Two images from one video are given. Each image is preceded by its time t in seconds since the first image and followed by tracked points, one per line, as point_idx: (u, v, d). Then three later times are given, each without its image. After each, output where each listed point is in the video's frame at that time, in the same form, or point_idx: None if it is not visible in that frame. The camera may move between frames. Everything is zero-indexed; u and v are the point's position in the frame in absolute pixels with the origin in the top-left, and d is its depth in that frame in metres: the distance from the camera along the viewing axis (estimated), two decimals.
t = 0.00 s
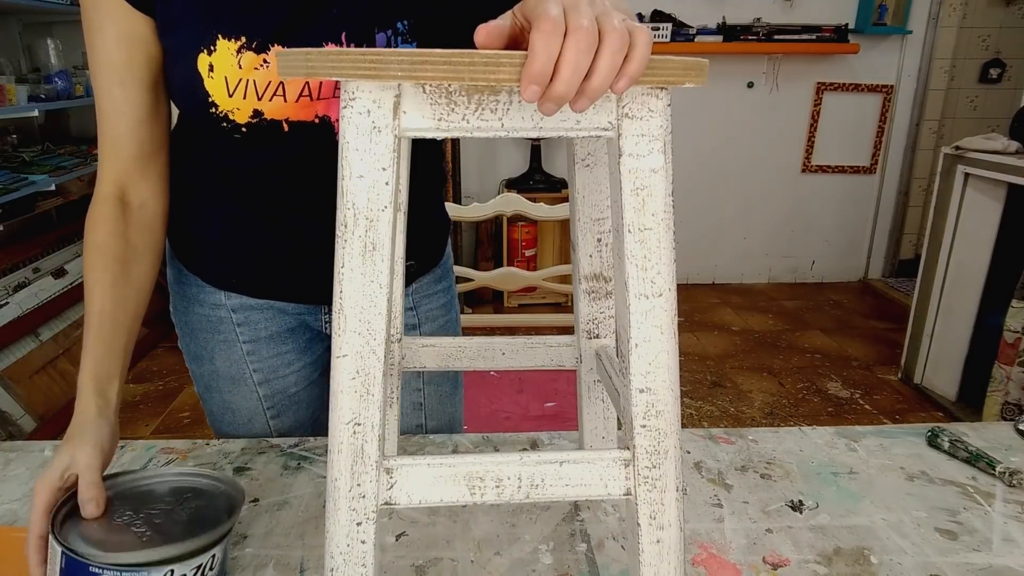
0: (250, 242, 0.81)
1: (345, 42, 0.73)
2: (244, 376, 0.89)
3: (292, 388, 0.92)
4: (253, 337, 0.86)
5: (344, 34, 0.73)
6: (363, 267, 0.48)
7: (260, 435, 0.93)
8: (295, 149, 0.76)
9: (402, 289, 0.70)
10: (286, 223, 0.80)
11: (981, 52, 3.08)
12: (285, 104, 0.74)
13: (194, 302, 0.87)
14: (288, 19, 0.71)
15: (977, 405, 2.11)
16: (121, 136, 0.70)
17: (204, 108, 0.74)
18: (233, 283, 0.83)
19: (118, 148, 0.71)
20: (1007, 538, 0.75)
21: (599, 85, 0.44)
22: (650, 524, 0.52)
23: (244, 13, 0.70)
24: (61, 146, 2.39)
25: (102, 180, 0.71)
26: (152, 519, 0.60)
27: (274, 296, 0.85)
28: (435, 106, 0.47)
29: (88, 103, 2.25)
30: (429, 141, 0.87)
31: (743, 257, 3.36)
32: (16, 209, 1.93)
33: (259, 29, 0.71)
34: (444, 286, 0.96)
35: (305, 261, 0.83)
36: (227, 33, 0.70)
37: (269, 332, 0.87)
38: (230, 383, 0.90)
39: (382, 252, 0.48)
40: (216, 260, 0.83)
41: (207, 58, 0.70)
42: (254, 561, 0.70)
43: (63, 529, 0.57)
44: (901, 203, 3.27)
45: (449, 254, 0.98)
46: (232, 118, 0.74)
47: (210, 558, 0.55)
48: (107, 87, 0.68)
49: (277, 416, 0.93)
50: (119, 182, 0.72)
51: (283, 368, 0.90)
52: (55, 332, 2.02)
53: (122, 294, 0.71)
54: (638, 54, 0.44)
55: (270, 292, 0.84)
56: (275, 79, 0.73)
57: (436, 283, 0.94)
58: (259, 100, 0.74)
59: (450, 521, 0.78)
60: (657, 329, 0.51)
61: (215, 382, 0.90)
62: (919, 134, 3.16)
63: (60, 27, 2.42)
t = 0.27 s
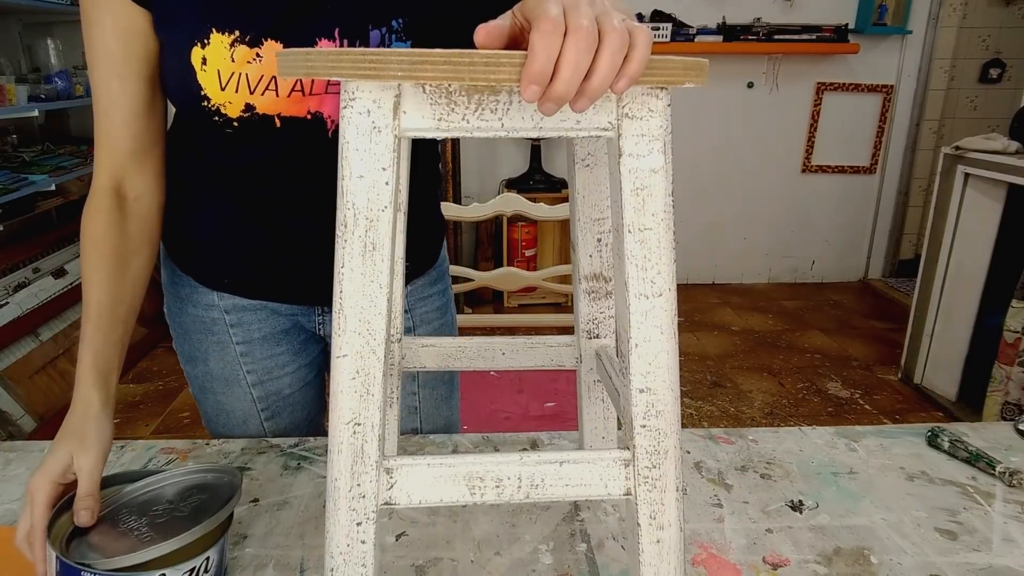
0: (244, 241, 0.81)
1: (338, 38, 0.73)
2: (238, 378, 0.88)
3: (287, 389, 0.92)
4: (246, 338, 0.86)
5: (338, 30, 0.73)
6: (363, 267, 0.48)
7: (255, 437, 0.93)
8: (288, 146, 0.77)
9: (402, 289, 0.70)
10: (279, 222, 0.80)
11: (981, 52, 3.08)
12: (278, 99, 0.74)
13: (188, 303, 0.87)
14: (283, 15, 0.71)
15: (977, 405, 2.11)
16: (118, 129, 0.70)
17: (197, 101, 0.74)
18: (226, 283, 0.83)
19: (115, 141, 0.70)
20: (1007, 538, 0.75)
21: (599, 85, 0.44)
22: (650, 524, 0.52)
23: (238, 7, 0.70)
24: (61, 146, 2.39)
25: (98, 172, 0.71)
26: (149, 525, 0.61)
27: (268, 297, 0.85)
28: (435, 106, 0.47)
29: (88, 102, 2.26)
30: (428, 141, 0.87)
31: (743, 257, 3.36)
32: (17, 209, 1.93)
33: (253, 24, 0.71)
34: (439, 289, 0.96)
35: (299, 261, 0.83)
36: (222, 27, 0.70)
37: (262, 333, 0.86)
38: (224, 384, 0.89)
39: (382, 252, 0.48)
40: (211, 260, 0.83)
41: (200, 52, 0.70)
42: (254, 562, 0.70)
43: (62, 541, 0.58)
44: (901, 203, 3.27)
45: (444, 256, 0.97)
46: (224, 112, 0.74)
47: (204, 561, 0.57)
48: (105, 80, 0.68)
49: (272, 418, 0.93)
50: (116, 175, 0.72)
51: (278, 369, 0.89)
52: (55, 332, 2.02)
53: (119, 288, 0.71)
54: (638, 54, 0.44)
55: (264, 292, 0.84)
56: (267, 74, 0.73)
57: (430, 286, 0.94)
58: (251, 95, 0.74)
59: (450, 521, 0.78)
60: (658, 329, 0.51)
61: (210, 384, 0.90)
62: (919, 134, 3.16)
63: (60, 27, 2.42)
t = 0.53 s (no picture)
0: (240, 241, 0.81)
1: (335, 34, 0.73)
2: (235, 379, 0.88)
3: (284, 391, 0.91)
4: (242, 339, 0.86)
5: (335, 26, 0.73)
6: (364, 266, 0.48)
7: (253, 437, 0.93)
8: (283, 146, 0.77)
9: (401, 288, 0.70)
10: (275, 222, 0.80)
11: (981, 52, 3.08)
12: (275, 96, 0.75)
13: (184, 304, 0.87)
14: (281, 12, 0.72)
15: (977, 405, 2.11)
16: (117, 126, 0.70)
17: (193, 96, 0.74)
18: (222, 284, 0.83)
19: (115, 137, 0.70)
20: (1007, 538, 0.75)
21: (599, 85, 0.44)
22: (650, 524, 0.52)
23: (237, 4, 0.71)
24: (61, 146, 2.39)
25: (98, 170, 0.71)
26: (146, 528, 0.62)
27: (265, 298, 0.85)
28: (435, 107, 0.47)
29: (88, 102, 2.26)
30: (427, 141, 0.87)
31: (743, 257, 3.36)
32: (16, 209, 1.93)
33: (250, 20, 0.71)
34: (436, 290, 0.96)
35: (296, 261, 0.83)
36: (219, 22, 0.70)
37: (259, 334, 0.86)
38: (220, 386, 0.89)
39: (382, 252, 0.48)
40: (207, 260, 0.83)
41: (198, 46, 0.71)
42: (253, 562, 0.70)
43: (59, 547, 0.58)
44: (901, 203, 3.26)
45: (440, 257, 0.98)
46: (220, 107, 0.74)
47: (199, 561, 0.57)
48: (104, 75, 0.68)
49: (269, 419, 0.93)
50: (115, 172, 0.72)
51: (274, 370, 0.89)
52: (55, 332, 2.02)
53: (120, 286, 0.71)
54: (638, 54, 0.44)
55: (260, 293, 0.84)
56: (264, 70, 0.74)
57: (427, 287, 0.94)
58: (248, 90, 0.74)
59: (450, 521, 0.78)
60: (658, 329, 0.51)
61: (206, 385, 0.90)
62: (919, 134, 3.16)
63: (60, 27, 2.42)
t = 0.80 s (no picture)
0: (238, 242, 0.81)
1: (334, 34, 0.74)
2: (233, 380, 0.89)
3: (282, 392, 0.91)
4: (241, 340, 0.86)
5: (333, 26, 0.73)
6: (364, 266, 0.48)
7: (252, 438, 0.93)
8: (282, 146, 0.77)
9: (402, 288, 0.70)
10: (273, 223, 0.80)
11: (981, 52, 3.08)
12: (273, 95, 0.75)
13: (182, 305, 0.87)
14: (279, 11, 0.72)
15: (977, 405, 2.11)
16: (114, 124, 0.70)
17: (190, 95, 0.74)
18: (220, 284, 0.83)
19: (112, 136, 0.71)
20: (1007, 538, 0.75)
21: (599, 85, 0.44)
22: (650, 524, 0.52)
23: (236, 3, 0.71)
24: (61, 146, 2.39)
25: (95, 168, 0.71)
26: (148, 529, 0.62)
27: (263, 298, 0.85)
28: (435, 107, 0.47)
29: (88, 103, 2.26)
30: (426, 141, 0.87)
31: (743, 257, 3.36)
32: (16, 209, 1.93)
33: (249, 19, 0.71)
34: (435, 290, 0.96)
35: (294, 262, 0.83)
36: (217, 21, 0.71)
37: (257, 335, 0.86)
38: (219, 386, 0.89)
39: (382, 252, 0.48)
40: (206, 261, 0.83)
41: (196, 45, 0.71)
42: (253, 562, 0.70)
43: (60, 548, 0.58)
44: (901, 203, 3.26)
45: (440, 257, 0.98)
46: (218, 106, 0.74)
47: (199, 561, 0.57)
48: (102, 74, 0.68)
49: (267, 420, 0.93)
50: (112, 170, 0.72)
51: (273, 371, 0.89)
52: (55, 332, 2.02)
53: (117, 285, 0.71)
54: (638, 55, 0.44)
55: (259, 294, 0.84)
56: (262, 69, 0.73)
57: (427, 287, 0.94)
58: (245, 89, 0.74)
59: (450, 521, 0.78)
60: (657, 329, 0.51)
61: (205, 386, 0.90)
62: (918, 134, 3.16)
63: (60, 27, 2.42)
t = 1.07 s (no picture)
0: (237, 243, 0.81)
1: (333, 34, 0.74)
2: (232, 380, 0.89)
3: (281, 392, 0.91)
4: (240, 341, 0.86)
5: (332, 26, 0.73)
6: (364, 266, 0.48)
7: (251, 438, 0.93)
8: (280, 146, 0.77)
9: (402, 289, 0.71)
10: (272, 223, 0.80)
11: (981, 52, 3.08)
12: (272, 94, 0.74)
13: (181, 305, 0.87)
14: (278, 12, 0.72)
15: (976, 405, 2.11)
16: (108, 121, 0.70)
17: (189, 95, 0.74)
18: (219, 284, 0.83)
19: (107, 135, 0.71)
20: (1006, 538, 0.75)
21: (599, 84, 0.44)
22: (650, 524, 0.52)
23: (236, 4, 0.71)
24: (61, 146, 2.39)
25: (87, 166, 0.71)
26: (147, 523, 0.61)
27: (262, 299, 0.85)
28: (435, 107, 0.47)
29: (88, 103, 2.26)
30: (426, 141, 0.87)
31: (743, 257, 3.36)
32: (16, 209, 1.93)
33: (248, 18, 0.71)
34: (435, 290, 0.96)
35: (293, 262, 0.83)
36: (216, 20, 0.71)
37: (257, 335, 0.86)
38: (218, 387, 0.89)
39: (382, 252, 0.48)
40: (204, 261, 0.83)
41: (195, 44, 0.71)
42: (254, 562, 0.70)
43: (57, 542, 0.57)
44: (901, 203, 3.26)
45: (440, 257, 0.98)
46: (217, 105, 0.74)
47: (199, 561, 0.57)
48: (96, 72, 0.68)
49: (267, 420, 0.93)
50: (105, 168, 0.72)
51: (272, 371, 0.89)
52: (55, 332, 2.02)
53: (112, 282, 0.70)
54: (638, 55, 0.44)
55: (258, 294, 0.84)
56: (261, 68, 0.73)
57: (427, 287, 0.94)
58: (244, 89, 0.74)
59: (450, 521, 0.78)
60: (657, 329, 0.51)
61: (204, 387, 0.90)
62: (918, 134, 3.16)
63: (60, 27, 2.42)
